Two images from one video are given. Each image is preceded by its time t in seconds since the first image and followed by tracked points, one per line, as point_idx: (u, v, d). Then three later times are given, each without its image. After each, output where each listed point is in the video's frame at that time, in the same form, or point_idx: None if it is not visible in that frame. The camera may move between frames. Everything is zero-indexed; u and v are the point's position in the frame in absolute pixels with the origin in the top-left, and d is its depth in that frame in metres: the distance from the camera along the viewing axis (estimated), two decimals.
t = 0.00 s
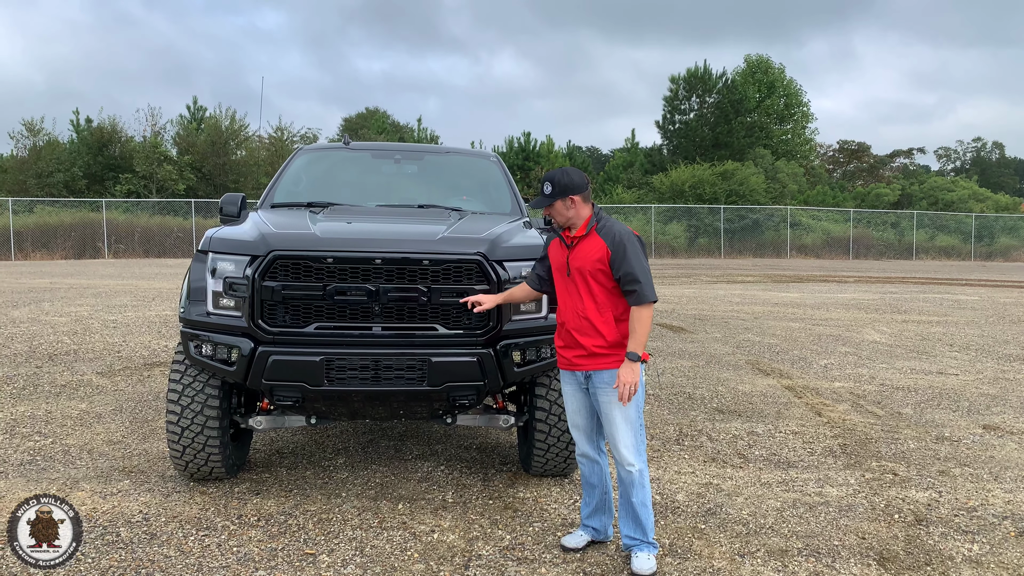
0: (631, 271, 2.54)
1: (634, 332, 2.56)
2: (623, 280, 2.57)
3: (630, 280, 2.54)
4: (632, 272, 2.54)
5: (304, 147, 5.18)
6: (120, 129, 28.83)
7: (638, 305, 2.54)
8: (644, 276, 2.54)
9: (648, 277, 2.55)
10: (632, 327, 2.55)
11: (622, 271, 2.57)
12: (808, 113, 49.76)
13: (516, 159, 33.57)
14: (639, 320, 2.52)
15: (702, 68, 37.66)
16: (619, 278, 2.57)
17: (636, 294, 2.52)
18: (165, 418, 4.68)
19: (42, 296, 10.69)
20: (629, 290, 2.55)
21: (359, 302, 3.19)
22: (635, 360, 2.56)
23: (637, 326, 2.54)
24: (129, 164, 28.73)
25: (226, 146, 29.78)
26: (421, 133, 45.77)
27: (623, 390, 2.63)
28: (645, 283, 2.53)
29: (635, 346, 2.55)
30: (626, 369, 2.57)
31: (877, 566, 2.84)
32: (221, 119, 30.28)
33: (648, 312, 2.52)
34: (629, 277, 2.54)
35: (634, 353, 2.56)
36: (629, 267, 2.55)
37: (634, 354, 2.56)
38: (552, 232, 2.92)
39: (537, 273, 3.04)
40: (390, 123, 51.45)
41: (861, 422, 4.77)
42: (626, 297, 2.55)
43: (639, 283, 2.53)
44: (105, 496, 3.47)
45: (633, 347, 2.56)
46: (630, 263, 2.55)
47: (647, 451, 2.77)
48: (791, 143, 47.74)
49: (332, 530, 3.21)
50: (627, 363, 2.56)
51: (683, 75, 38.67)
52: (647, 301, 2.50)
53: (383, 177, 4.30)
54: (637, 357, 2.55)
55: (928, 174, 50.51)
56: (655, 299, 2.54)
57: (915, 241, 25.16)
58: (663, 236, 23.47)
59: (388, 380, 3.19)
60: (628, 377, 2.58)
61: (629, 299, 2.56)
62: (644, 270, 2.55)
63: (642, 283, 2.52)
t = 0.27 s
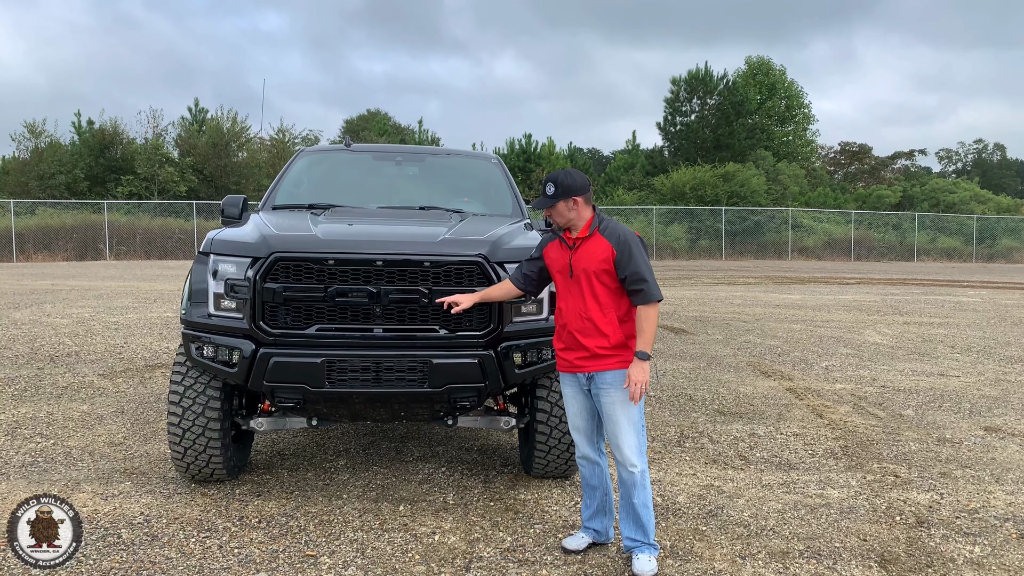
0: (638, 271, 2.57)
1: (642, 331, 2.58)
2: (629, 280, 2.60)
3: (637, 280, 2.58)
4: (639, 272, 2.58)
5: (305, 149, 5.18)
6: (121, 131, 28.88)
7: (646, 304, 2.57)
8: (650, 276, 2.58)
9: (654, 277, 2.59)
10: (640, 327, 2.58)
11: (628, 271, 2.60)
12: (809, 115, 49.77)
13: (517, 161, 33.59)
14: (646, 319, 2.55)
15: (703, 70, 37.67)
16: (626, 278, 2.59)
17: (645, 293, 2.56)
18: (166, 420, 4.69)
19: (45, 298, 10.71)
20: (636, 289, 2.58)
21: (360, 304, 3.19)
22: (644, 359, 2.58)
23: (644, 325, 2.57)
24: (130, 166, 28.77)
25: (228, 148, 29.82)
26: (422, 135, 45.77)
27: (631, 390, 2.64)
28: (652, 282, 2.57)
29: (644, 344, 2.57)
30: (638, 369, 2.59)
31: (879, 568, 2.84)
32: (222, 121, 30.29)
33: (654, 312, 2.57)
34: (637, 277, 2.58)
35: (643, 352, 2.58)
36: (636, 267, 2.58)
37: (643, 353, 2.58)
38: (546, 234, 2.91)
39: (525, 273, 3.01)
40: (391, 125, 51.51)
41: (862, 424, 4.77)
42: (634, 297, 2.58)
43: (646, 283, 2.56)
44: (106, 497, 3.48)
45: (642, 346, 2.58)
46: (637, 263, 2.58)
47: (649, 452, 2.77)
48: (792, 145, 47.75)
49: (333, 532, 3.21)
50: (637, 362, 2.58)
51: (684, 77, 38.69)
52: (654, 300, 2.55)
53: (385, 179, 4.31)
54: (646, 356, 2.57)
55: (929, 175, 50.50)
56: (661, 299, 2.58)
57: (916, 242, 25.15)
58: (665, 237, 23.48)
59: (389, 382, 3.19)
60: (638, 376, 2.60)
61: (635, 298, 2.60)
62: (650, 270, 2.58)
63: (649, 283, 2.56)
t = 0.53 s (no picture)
0: (640, 273, 2.58)
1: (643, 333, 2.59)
2: (631, 282, 2.60)
3: (639, 282, 2.58)
4: (641, 274, 2.58)
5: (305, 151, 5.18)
6: (122, 132, 28.90)
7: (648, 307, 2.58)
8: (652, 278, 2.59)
9: (656, 279, 2.60)
10: (641, 328, 2.58)
11: (630, 273, 2.60)
12: (810, 116, 49.76)
13: (518, 162, 33.59)
14: (647, 321, 2.56)
15: (704, 71, 37.66)
16: (627, 280, 2.60)
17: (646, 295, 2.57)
18: (167, 421, 4.68)
19: (45, 300, 10.71)
20: (637, 291, 2.59)
21: (361, 305, 3.20)
22: (645, 361, 2.59)
23: (646, 327, 2.58)
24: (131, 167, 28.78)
25: (228, 149, 29.84)
26: (422, 137, 45.75)
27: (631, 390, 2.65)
28: (653, 284, 2.58)
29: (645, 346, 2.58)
30: (639, 370, 2.60)
31: (879, 570, 2.84)
32: (223, 122, 30.30)
33: (655, 314, 2.58)
34: (638, 279, 2.58)
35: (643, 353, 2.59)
36: (638, 269, 2.59)
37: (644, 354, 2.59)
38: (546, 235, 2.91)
39: (523, 274, 3.02)
40: (392, 126, 51.54)
41: (863, 426, 4.77)
42: (635, 298, 2.59)
43: (647, 285, 2.57)
44: (107, 499, 3.48)
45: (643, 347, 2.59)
46: (639, 266, 2.59)
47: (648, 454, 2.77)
48: (792, 146, 47.75)
49: (334, 534, 3.21)
50: (638, 364, 2.59)
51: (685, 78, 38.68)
52: (656, 303, 2.56)
53: (385, 181, 4.31)
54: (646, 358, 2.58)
55: (930, 176, 50.49)
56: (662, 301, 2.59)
57: (917, 244, 25.14)
58: (665, 239, 23.49)
59: (390, 383, 3.19)
60: (639, 377, 2.61)
61: (636, 301, 2.60)
62: (651, 272, 2.59)
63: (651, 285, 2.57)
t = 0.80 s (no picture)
0: (640, 273, 2.59)
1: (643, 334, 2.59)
2: (630, 282, 2.61)
3: (639, 282, 2.59)
4: (641, 274, 2.59)
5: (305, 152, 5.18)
6: (123, 133, 28.93)
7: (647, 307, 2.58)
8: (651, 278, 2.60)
9: (656, 280, 2.61)
10: (640, 329, 2.59)
11: (630, 273, 2.61)
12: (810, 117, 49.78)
13: (518, 163, 33.61)
14: (646, 321, 2.57)
15: (704, 72, 37.67)
16: (627, 280, 2.61)
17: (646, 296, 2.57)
18: (167, 422, 4.69)
19: (46, 300, 10.71)
20: (637, 291, 2.59)
21: (361, 307, 3.20)
22: (644, 361, 2.60)
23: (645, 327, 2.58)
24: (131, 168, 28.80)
25: (229, 150, 29.86)
26: (422, 138, 45.73)
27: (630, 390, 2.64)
28: (652, 285, 2.59)
29: (644, 345, 2.58)
30: (637, 370, 2.60)
31: (879, 571, 2.84)
32: (224, 123, 30.31)
33: (654, 314, 2.59)
34: (639, 279, 2.59)
35: (642, 353, 2.59)
36: (638, 269, 2.59)
37: (643, 355, 2.59)
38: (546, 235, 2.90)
39: (520, 272, 3.02)
40: (392, 128, 51.57)
41: (863, 427, 4.77)
42: (635, 298, 2.59)
43: (647, 285, 2.58)
44: (107, 500, 3.47)
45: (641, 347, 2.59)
46: (639, 266, 2.59)
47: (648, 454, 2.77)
48: (793, 147, 47.77)
49: (334, 535, 3.20)
50: (636, 364, 2.60)
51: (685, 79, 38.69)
52: (656, 303, 2.57)
53: (385, 182, 4.31)
54: (645, 358, 2.58)
55: (930, 178, 50.49)
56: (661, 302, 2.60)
57: (917, 245, 25.14)
58: (665, 240, 23.49)
59: (390, 384, 3.19)
60: (638, 377, 2.61)
61: (636, 301, 2.61)
62: (651, 273, 2.60)
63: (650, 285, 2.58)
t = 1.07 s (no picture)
0: (642, 273, 2.59)
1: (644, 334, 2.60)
2: (632, 283, 2.61)
3: (640, 282, 2.59)
4: (643, 274, 2.60)
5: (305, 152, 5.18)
6: (123, 134, 28.93)
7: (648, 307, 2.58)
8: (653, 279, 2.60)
9: (657, 280, 2.61)
10: (641, 329, 2.59)
11: (631, 273, 2.61)
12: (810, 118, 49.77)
13: (518, 164, 33.60)
14: (647, 321, 2.58)
15: (704, 73, 37.66)
16: (628, 280, 2.61)
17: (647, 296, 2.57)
18: (167, 423, 4.69)
19: (45, 301, 10.72)
20: (638, 291, 2.59)
21: (361, 307, 3.20)
22: (645, 361, 2.60)
23: (646, 327, 2.58)
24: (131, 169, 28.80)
25: (229, 151, 29.88)
26: (422, 139, 45.73)
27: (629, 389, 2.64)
28: (654, 285, 2.60)
29: (645, 345, 2.59)
30: (637, 370, 2.60)
31: (879, 571, 2.84)
32: (224, 123, 30.32)
33: (655, 314, 2.59)
34: (640, 279, 2.59)
35: (643, 353, 2.59)
36: (640, 269, 2.60)
37: (643, 354, 2.59)
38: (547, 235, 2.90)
39: (520, 272, 3.01)
40: (392, 128, 51.57)
41: (863, 427, 4.77)
42: (636, 298, 2.60)
43: (648, 285, 2.58)
44: (107, 500, 3.47)
45: (642, 347, 2.59)
46: (641, 266, 2.60)
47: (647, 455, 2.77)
48: (793, 147, 47.77)
49: (334, 535, 3.20)
50: (637, 363, 2.60)
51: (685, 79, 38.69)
52: (657, 303, 2.57)
53: (384, 182, 4.31)
54: (645, 357, 2.59)
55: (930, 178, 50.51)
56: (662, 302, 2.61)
57: (917, 245, 25.15)
58: (665, 240, 23.48)
59: (390, 385, 3.19)
60: (638, 376, 2.61)
61: (637, 301, 2.61)
62: (652, 273, 2.61)
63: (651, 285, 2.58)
